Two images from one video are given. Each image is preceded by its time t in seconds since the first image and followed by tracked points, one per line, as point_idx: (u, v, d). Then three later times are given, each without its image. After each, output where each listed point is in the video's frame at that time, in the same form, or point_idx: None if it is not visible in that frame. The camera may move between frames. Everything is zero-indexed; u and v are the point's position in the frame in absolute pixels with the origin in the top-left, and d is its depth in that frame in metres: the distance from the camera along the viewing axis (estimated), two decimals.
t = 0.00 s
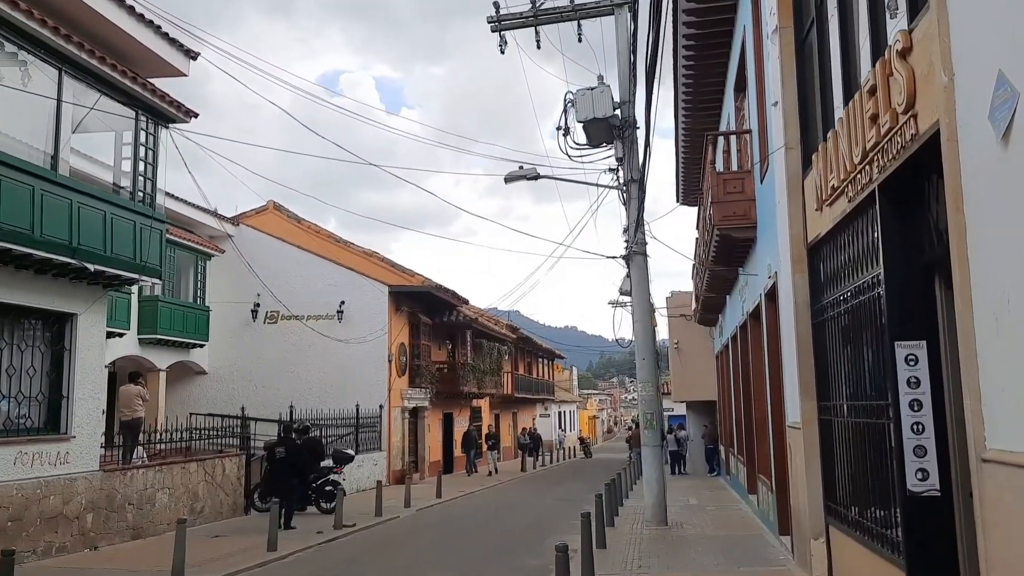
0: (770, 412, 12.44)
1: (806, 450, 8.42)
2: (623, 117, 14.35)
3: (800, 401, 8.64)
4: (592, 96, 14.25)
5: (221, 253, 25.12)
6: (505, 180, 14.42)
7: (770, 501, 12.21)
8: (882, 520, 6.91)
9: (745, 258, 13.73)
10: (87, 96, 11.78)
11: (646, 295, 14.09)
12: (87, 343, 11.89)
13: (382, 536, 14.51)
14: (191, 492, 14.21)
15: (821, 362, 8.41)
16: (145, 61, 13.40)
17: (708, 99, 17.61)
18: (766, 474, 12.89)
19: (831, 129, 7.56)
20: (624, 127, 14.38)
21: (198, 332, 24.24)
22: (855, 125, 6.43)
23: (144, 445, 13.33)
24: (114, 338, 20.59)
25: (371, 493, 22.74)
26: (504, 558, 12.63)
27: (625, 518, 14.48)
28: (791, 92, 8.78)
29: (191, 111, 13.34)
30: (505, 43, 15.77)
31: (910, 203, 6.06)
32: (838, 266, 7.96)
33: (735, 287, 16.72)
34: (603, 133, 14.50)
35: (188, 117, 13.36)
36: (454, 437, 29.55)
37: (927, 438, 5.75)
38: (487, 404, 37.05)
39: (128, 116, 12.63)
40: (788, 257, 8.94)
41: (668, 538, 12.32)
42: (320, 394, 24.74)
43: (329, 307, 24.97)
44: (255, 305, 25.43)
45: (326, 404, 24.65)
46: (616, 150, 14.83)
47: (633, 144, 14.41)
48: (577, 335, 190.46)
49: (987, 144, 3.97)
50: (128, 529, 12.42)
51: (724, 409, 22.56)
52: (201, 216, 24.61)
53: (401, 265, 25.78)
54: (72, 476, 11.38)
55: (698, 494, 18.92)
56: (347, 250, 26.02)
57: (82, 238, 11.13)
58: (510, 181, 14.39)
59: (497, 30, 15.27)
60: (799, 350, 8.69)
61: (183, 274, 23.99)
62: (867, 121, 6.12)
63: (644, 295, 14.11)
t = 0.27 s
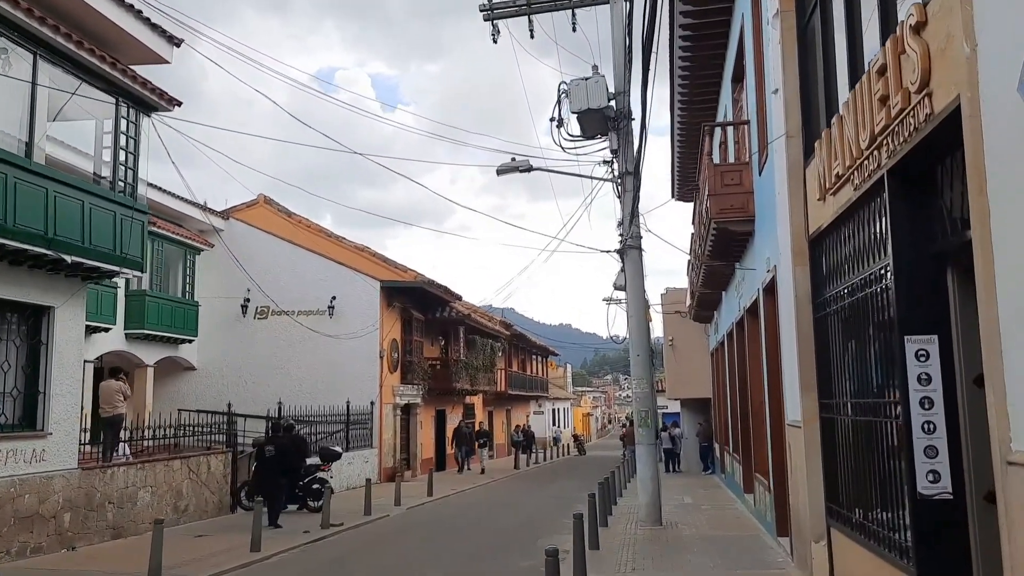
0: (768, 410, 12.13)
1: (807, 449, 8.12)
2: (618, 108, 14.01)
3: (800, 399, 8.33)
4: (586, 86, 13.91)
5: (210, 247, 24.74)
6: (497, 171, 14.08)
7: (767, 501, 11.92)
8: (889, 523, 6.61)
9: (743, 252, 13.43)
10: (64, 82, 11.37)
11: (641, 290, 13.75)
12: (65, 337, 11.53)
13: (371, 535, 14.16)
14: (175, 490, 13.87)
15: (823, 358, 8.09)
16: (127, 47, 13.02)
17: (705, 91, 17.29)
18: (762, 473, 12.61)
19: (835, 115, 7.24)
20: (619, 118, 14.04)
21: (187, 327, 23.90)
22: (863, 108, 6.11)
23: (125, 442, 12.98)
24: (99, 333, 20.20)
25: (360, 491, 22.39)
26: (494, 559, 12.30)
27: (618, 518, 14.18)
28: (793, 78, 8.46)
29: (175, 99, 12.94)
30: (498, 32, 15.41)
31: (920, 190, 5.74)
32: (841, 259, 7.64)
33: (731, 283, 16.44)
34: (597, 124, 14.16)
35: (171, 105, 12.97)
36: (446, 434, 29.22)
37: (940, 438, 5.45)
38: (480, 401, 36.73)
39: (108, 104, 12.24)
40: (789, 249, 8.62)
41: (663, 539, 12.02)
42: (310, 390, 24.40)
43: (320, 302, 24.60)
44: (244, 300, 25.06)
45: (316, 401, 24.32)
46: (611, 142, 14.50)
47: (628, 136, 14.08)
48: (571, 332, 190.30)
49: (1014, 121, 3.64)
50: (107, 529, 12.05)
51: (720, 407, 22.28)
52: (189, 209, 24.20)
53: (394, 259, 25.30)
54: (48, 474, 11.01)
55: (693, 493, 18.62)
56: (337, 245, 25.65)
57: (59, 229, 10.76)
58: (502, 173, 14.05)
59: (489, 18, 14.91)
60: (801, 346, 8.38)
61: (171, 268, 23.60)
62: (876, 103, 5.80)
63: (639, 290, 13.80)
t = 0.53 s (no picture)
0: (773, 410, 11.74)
1: (817, 452, 7.75)
2: (620, 99, 13.63)
3: (809, 399, 7.97)
4: (587, 77, 13.54)
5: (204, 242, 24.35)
6: (495, 164, 13.70)
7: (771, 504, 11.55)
8: (906, 531, 6.25)
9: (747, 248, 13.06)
10: (48, 66, 10.99)
11: (641, 286, 13.39)
12: (47, 331, 11.17)
13: (363, 537, 13.78)
14: (162, 489, 13.50)
15: (834, 356, 7.72)
16: (116, 33, 12.64)
17: (708, 85, 16.92)
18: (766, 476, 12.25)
19: (850, 100, 6.87)
20: (621, 109, 13.66)
21: (179, 323, 23.55)
22: (881, 90, 5.74)
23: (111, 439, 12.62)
24: (90, 328, 19.82)
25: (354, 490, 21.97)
26: (490, 562, 11.92)
27: (617, 520, 13.81)
28: (803, 63, 8.08)
29: (163, 86, 12.56)
30: (497, 22, 15.04)
31: (942, 175, 5.38)
32: (853, 252, 7.28)
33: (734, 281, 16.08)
34: (598, 115, 13.78)
35: (160, 93, 12.58)
36: (443, 433, 28.86)
37: (964, 442, 5.09)
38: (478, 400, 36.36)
39: (95, 91, 11.85)
40: (798, 243, 8.25)
41: (663, 543, 11.64)
42: (304, 388, 24.02)
43: (315, 299, 24.23)
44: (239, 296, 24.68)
45: (311, 399, 23.95)
46: (612, 134, 14.13)
47: (630, 128, 13.71)
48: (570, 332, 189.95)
49: None
50: (91, 529, 11.65)
51: (721, 407, 21.91)
52: (183, 203, 23.82)
53: (391, 256, 24.82)
54: (28, 472, 10.62)
55: (694, 495, 18.25)
56: (333, 241, 25.27)
57: (41, 220, 10.40)
58: (500, 165, 13.68)
59: (488, 7, 14.55)
60: (810, 344, 8.01)
61: (164, 263, 23.22)
62: (897, 83, 5.43)
63: (640, 286, 13.43)
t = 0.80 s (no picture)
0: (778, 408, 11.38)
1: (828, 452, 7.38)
2: (621, 88, 13.27)
3: (820, 396, 7.59)
4: (587, 65, 13.17)
5: (198, 236, 23.97)
6: (492, 154, 13.34)
7: (776, 505, 11.19)
8: (925, 537, 5.89)
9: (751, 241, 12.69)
10: (28, 49, 10.60)
11: (642, 280, 13.04)
12: (29, 324, 10.82)
13: (357, 537, 13.43)
14: (150, 488, 13.15)
15: (845, 351, 7.35)
16: (103, 18, 12.27)
17: (712, 75, 16.55)
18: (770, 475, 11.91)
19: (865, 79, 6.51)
20: (622, 98, 13.29)
21: (172, 318, 23.22)
22: (902, 65, 5.37)
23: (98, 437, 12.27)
24: (80, 322, 19.47)
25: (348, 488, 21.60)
26: (487, 563, 11.58)
27: (616, 520, 13.47)
28: (814, 44, 7.71)
29: (150, 73, 12.18)
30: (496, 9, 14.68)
31: (969, 155, 5.02)
32: (868, 241, 6.90)
33: (738, 275, 15.71)
34: (599, 105, 13.42)
35: (146, 79, 12.20)
36: (440, 430, 28.52)
37: (992, 443, 4.74)
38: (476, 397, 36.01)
39: (78, 77, 11.48)
40: (808, 232, 7.87)
41: (664, 544, 11.30)
42: (300, 384, 23.68)
43: (311, 295, 23.86)
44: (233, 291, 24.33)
45: (306, 396, 23.60)
46: (613, 124, 13.76)
47: (631, 118, 13.34)
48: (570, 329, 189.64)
49: None
50: (74, 529, 11.30)
51: (722, 405, 21.56)
52: (177, 196, 23.46)
53: (388, 251, 24.65)
54: (7, 471, 10.27)
55: (695, 494, 17.92)
56: (329, 235, 24.89)
57: (19, 209, 10.03)
58: (498, 155, 13.32)
59: None
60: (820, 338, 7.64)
61: (157, 257, 22.86)
62: (920, 57, 5.07)
63: (641, 280, 13.08)
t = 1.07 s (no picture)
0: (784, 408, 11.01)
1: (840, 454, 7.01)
2: (622, 78, 12.90)
3: (832, 396, 7.22)
4: (588, 54, 12.79)
5: (191, 231, 23.59)
6: (490, 146, 12.96)
7: (782, 508, 10.83)
8: (950, 545, 5.52)
9: (756, 236, 12.32)
10: (11, 33, 10.21)
11: (644, 276, 12.67)
12: (9, 320, 10.44)
13: (350, 540, 13.05)
14: (137, 488, 12.77)
15: (859, 349, 6.98)
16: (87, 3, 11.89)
17: (715, 68, 16.17)
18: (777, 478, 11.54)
19: (883, 58, 6.13)
20: (623, 89, 12.91)
21: (164, 316, 22.89)
22: (928, 38, 5.00)
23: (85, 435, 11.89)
24: (70, 319, 19.09)
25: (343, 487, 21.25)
26: (483, 568, 11.20)
27: (616, 523, 13.09)
28: (826, 25, 7.34)
29: (138, 60, 11.82)
30: None
31: (1002, 133, 4.66)
32: (884, 232, 6.53)
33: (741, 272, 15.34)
34: (600, 95, 13.04)
35: (134, 67, 11.84)
36: (438, 430, 28.15)
37: None
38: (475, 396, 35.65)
39: (62, 64, 11.09)
40: (819, 224, 7.50)
41: (667, 548, 10.92)
42: (295, 382, 23.31)
43: (307, 291, 23.49)
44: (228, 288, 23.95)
45: (301, 395, 23.24)
46: (614, 115, 13.38)
47: (633, 109, 12.96)
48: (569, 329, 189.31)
49: None
50: (56, 531, 10.92)
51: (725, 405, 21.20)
52: (168, 190, 22.96)
53: (385, 247, 24.21)
54: None
55: (696, 496, 17.55)
56: (326, 231, 24.53)
57: None
58: (495, 147, 12.94)
59: None
60: (832, 334, 7.26)
61: (150, 252, 22.48)
62: (950, 28, 4.70)
63: (643, 276, 12.69)
